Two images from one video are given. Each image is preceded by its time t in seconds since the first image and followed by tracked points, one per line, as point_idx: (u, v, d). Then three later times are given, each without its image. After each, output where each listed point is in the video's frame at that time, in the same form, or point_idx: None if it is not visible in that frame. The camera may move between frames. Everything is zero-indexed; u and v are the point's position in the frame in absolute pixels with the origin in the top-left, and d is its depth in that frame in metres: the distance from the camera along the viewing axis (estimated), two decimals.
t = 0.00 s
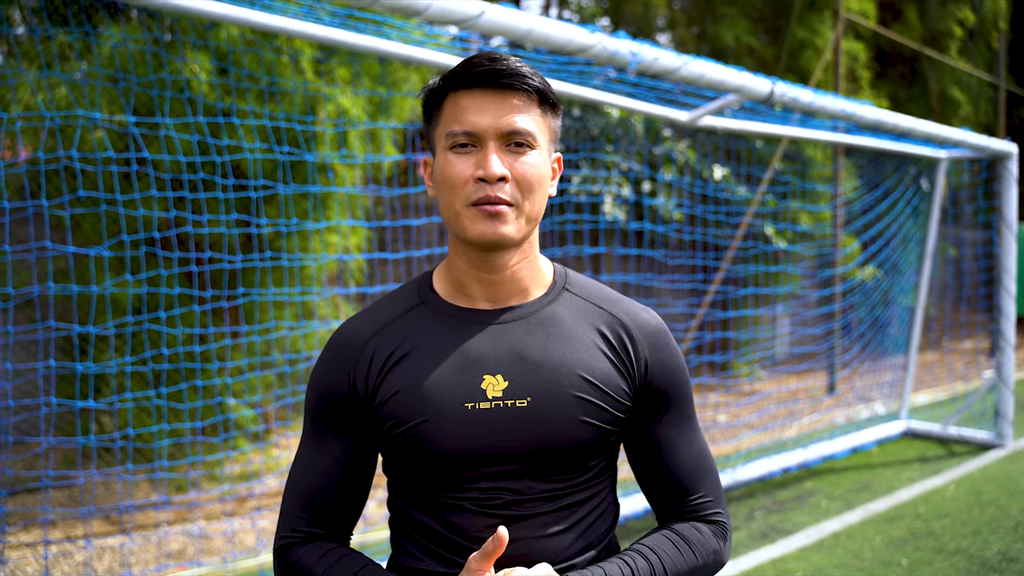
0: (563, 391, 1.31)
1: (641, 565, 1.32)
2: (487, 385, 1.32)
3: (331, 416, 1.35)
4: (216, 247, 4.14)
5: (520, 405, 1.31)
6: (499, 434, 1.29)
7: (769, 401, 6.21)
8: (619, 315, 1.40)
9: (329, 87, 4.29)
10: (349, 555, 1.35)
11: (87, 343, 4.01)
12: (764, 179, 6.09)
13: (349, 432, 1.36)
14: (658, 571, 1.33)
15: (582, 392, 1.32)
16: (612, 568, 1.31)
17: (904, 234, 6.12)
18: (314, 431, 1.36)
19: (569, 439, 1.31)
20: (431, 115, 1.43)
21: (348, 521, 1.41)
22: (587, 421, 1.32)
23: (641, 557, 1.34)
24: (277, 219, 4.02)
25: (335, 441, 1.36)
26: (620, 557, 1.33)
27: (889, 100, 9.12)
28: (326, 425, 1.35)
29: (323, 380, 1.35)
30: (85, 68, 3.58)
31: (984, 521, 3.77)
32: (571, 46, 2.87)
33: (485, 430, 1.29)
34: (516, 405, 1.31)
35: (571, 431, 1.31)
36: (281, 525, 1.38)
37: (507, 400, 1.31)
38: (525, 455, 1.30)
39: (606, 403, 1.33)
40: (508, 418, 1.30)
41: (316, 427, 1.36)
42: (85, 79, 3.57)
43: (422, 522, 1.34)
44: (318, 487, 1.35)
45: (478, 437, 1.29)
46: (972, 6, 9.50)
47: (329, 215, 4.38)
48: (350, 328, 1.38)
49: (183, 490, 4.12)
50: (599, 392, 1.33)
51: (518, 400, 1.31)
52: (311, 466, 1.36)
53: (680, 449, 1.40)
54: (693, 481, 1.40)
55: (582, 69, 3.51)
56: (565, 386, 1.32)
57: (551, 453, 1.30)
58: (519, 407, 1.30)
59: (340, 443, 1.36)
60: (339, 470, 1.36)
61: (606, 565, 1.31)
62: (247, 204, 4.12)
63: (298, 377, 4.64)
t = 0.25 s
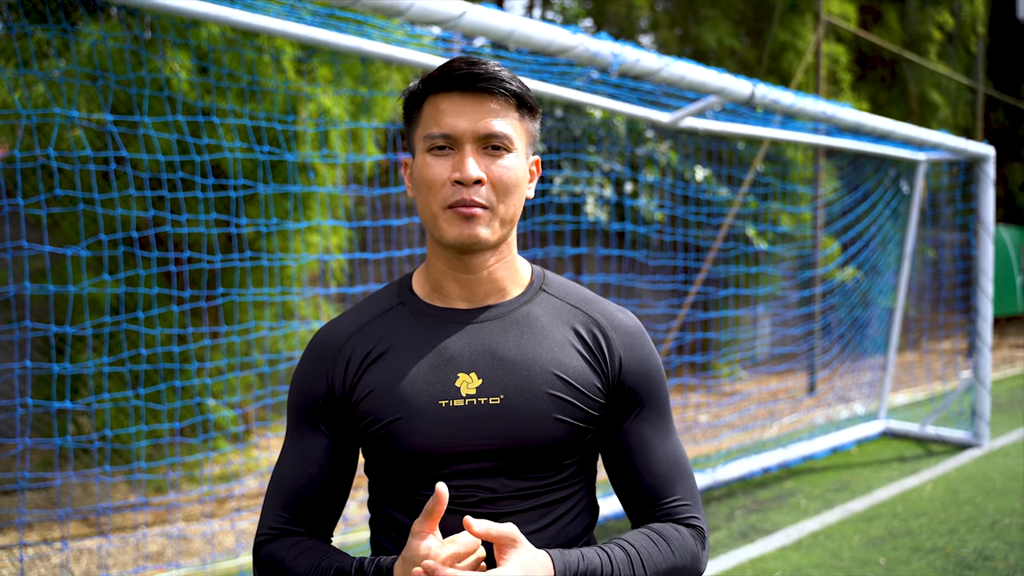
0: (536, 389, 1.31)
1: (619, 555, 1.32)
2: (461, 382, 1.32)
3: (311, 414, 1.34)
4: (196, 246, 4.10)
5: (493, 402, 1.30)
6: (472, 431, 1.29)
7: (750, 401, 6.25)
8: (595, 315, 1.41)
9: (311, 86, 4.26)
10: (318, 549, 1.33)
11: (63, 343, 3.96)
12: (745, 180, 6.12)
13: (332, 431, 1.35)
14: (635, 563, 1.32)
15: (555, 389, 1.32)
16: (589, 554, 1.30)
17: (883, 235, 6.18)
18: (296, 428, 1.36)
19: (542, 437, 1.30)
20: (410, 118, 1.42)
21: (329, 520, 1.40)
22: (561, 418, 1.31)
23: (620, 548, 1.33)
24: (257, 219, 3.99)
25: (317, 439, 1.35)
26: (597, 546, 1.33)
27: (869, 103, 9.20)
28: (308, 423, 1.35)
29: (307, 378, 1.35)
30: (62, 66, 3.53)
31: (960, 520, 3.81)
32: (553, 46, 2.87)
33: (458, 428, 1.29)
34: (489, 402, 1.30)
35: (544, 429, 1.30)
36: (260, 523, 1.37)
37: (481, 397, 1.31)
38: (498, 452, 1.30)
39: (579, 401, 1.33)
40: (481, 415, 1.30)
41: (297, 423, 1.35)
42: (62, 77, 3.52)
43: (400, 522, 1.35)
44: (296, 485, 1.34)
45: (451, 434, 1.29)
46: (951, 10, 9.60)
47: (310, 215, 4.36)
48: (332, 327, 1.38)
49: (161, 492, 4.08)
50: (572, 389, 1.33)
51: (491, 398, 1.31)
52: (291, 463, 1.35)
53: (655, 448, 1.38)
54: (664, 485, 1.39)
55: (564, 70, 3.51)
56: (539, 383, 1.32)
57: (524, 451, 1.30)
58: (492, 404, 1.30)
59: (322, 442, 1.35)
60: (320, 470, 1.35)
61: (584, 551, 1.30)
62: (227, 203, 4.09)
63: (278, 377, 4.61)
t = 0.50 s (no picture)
0: (536, 386, 1.31)
1: (631, 537, 1.31)
2: (460, 379, 1.31)
3: (307, 409, 1.34)
4: (196, 243, 4.10)
5: (493, 399, 1.30)
6: (471, 429, 1.29)
7: (751, 398, 6.24)
8: (596, 313, 1.40)
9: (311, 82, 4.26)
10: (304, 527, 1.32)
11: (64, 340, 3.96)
12: (747, 176, 6.10)
13: (326, 423, 1.34)
14: (644, 547, 1.31)
15: (555, 386, 1.31)
16: (605, 534, 1.29)
17: (886, 232, 6.17)
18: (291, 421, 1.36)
19: (542, 435, 1.30)
20: (408, 115, 1.41)
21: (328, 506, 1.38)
22: (561, 416, 1.31)
23: (632, 532, 1.33)
24: (258, 216, 3.98)
25: (312, 434, 1.34)
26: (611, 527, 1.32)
27: (872, 99, 9.18)
28: (303, 416, 1.34)
29: (304, 373, 1.35)
30: (62, 62, 3.53)
31: (962, 517, 3.80)
32: (553, 42, 2.86)
33: (458, 425, 1.29)
34: (489, 400, 1.30)
35: (543, 426, 1.30)
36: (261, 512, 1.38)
37: (480, 395, 1.30)
38: (498, 449, 1.29)
39: (580, 398, 1.33)
40: (480, 413, 1.29)
41: (292, 415, 1.35)
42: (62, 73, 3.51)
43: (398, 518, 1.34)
44: (290, 475, 1.34)
45: (451, 431, 1.28)
46: (954, 6, 9.56)
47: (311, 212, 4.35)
48: (329, 322, 1.37)
49: (163, 488, 4.08)
50: (573, 387, 1.32)
51: (491, 395, 1.30)
52: (287, 455, 1.35)
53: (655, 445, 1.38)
54: (663, 480, 1.38)
55: (565, 66, 3.49)
56: (539, 381, 1.31)
57: (524, 448, 1.30)
58: (492, 402, 1.30)
59: (315, 433, 1.34)
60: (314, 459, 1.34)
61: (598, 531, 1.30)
62: (227, 200, 4.09)
63: (279, 374, 4.61)
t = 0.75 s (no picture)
0: (540, 385, 1.31)
1: (627, 539, 1.32)
2: (464, 378, 1.31)
3: (303, 406, 1.33)
4: (196, 238, 4.09)
5: (496, 399, 1.30)
6: (475, 428, 1.29)
7: (752, 394, 6.24)
8: (597, 309, 1.40)
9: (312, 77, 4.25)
10: (306, 527, 1.33)
11: (64, 334, 3.95)
12: (749, 172, 6.09)
13: (321, 419, 1.34)
14: (640, 548, 1.32)
15: (559, 385, 1.32)
16: (601, 538, 1.30)
17: (887, 228, 6.16)
18: (286, 419, 1.35)
19: (546, 433, 1.30)
20: (407, 109, 1.40)
21: (324, 504, 1.38)
22: (564, 415, 1.31)
23: (628, 532, 1.33)
24: (258, 210, 3.98)
25: (308, 431, 1.33)
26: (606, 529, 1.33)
27: (874, 95, 9.15)
28: (298, 413, 1.34)
29: (298, 370, 1.33)
30: (62, 56, 3.52)
31: (962, 513, 3.79)
32: (554, 37, 2.85)
33: (462, 424, 1.28)
34: (493, 399, 1.30)
35: (548, 425, 1.30)
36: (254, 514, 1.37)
37: (484, 393, 1.30)
38: (501, 448, 1.30)
39: (583, 397, 1.33)
40: (485, 412, 1.29)
41: (286, 414, 1.34)
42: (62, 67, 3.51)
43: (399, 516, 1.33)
44: (286, 473, 1.33)
45: (454, 430, 1.28)
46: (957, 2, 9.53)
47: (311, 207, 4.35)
48: (324, 318, 1.36)
49: (163, 482, 4.09)
50: (576, 386, 1.33)
51: (495, 394, 1.30)
52: (281, 453, 1.34)
53: (655, 442, 1.39)
54: (663, 475, 1.39)
55: (567, 61, 3.48)
56: (542, 380, 1.31)
57: (527, 447, 1.30)
58: (496, 401, 1.30)
59: (310, 429, 1.33)
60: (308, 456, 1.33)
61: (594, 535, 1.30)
62: (228, 194, 4.08)
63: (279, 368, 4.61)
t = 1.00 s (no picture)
0: (534, 386, 1.31)
1: (609, 545, 1.34)
2: (458, 378, 1.30)
3: (296, 404, 1.32)
4: (189, 232, 4.08)
5: (491, 400, 1.30)
6: (469, 428, 1.29)
7: (745, 391, 6.25)
8: (591, 306, 1.39)
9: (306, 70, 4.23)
10: (312, 540, 1.35)
11: (56, 328, 3.94)
12: (744, 169, 6.09)
13: (313, 419, 1.33)
14: (623, 552, 1.34)
15: (553, 386, 1.32)
16: (582, 546, 1.31)
17: (881, 226, 6.17)
18: (277, 419, 1.34)
19: (539, 434, 1.31)
20: (401, 104, 1.38)
21: (314, 508, 1.39)
22: (557, 415, 1.32)
23: (609, 537, 1.35)
24: (251, 205, 3.97)
25: (300, 429, 1.34)
26: (588, 536, 1.34)
27: (870, 93, 9.16)
28: (290, 412, 1.33)
29: (289, 367, 1.32)
30: (55, 49, 3.50)
31: (954, 510, 3.81)
32: (549, 32, 2.84)
33: (456, 424, 1.28)
34: (488, 399, 1.30)
35: (541, 426, 1.31)
36: (242, 517, 1.36)
37: (479, 394, 1.30)
38: (495, 448, 1.30)
39: (576, 398, 1.33)
40: (479, 413, 1.29)
41: (275, 413, 1.34)
42: (55, 60, 3.49)
43: (390, 513, 1.33)
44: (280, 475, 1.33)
45: (449, 430, 1.28)
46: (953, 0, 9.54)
47: (305, 201, 4.34)
48: (316, 314, 1.35)
49: (155, 478, 4.08)
50: (570, 386, 1.33)
51: (490, 395, 1.30)
52: (273, 454, 1.34)
53: (646, 440, 1.40)
54: (655, 472, 1.40)
55: (562, 56, 3.48)
56: (536, 381, 1.31)
57: (520, 447, 1.31)
58: (491, 401, 1.30)
59: (303, 430, 1.34)
60: (301, 458, 1.34)
61: (576, 543, 1.32)
62: (221, 189, 4.07)
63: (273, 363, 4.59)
